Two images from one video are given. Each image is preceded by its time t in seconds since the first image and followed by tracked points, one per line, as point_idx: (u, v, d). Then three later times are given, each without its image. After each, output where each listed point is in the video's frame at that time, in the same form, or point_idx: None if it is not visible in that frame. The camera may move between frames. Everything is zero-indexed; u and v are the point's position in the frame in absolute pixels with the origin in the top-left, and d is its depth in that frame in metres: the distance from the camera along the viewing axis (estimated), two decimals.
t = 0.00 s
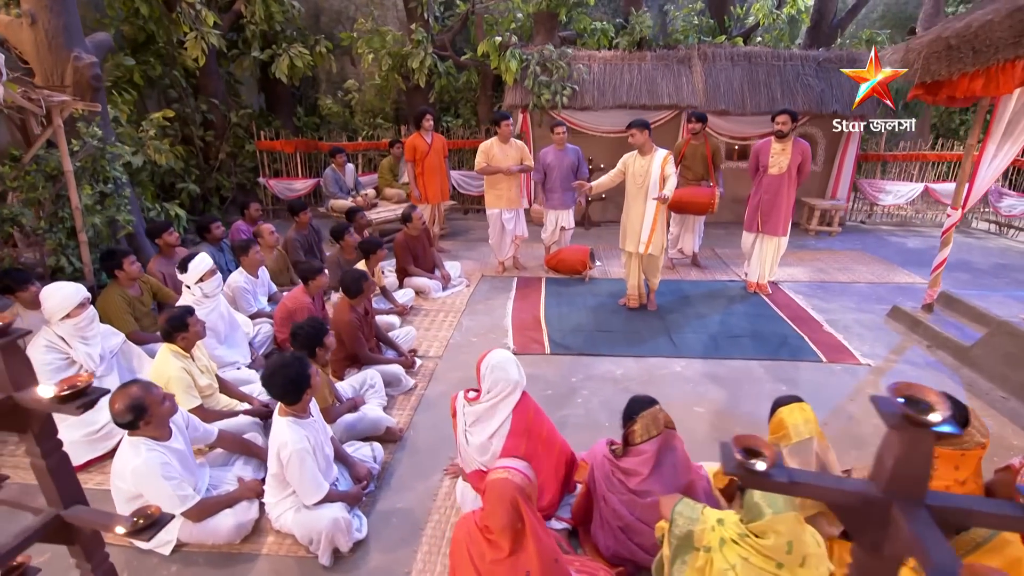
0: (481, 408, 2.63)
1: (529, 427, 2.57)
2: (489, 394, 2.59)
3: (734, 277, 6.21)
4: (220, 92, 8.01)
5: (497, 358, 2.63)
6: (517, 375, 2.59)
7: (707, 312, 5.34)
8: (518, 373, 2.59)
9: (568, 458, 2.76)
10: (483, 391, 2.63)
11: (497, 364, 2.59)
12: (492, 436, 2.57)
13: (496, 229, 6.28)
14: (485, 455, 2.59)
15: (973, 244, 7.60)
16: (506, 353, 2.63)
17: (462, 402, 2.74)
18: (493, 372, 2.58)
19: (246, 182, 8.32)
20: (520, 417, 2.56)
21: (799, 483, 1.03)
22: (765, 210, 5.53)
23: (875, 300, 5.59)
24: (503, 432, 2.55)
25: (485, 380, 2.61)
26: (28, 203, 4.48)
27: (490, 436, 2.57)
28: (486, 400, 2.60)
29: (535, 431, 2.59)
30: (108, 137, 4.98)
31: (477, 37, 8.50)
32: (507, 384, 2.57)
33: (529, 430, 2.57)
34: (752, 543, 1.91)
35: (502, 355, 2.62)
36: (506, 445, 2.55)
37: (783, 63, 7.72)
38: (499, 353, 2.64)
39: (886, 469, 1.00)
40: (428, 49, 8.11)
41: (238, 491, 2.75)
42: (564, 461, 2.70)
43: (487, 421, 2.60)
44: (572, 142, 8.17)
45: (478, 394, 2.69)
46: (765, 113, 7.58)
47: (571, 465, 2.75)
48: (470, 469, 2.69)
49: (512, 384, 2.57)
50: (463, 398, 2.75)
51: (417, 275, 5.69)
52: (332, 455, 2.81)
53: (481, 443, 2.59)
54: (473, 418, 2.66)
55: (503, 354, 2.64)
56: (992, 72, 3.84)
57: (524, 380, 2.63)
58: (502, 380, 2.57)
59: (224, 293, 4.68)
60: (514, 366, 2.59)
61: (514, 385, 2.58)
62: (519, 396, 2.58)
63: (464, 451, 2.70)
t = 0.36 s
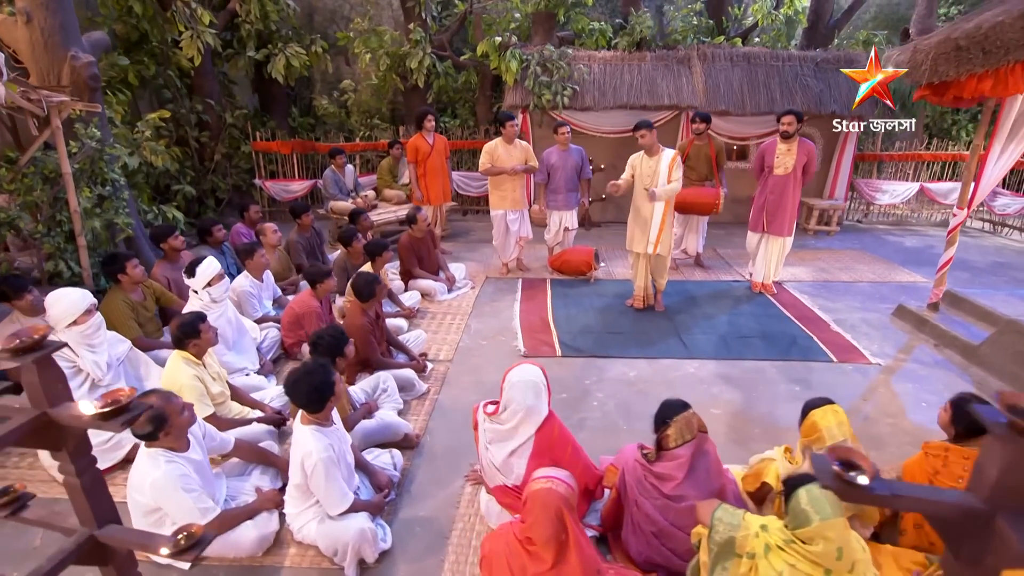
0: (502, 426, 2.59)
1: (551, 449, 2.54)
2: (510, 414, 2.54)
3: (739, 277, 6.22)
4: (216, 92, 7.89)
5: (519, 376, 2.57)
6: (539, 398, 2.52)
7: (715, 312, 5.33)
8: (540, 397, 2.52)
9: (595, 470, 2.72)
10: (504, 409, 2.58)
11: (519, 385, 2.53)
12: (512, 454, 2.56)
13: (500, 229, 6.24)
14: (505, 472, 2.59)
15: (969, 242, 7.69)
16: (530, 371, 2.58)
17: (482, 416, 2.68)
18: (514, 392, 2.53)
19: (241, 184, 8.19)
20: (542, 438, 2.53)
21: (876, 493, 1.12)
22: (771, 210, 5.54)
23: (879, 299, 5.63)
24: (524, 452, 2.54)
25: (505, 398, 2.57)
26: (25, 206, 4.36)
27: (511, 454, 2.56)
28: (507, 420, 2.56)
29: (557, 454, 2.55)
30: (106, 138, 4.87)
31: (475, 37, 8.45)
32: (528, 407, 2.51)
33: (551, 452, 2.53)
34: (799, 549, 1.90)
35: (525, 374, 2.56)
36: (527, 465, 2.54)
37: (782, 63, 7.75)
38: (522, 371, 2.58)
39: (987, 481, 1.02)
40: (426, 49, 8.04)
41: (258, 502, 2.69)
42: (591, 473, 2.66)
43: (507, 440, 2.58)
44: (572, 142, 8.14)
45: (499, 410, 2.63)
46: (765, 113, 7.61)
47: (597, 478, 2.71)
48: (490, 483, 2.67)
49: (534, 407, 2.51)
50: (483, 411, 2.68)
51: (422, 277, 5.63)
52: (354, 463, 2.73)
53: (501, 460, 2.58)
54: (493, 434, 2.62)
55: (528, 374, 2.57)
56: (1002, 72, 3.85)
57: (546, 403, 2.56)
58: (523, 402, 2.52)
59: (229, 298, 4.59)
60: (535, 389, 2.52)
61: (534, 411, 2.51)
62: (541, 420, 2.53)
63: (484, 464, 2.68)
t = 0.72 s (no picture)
0: (529, 432, 2.55)
1: (580, 457, 2.50)
2: (536, 421, 2.50)
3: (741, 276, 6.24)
4: (207, 92, 7.74)
5: (545, 383, 2.52)
6: (565, 406, 2.47)
7: (720, 312, 5.34)
8: (566, 406, 2.47)
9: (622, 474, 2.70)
10: (531, 415, 2.54)
11: (544, 393, 2.47)
12: (539, 461, 2.52)
13: (502, 230, 6.19)
14: (531, 477, 2.56)
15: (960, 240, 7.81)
16: (556, 379, 2.52)
17: (509, 419, 2.65)
18: (539, 401, 2.49)
19: (234, 186, 8.05)
20: (570, 446, 2.49)
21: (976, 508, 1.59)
22: (774, 210, 5.56)
23: (880, 298, 5.68)
24: (552, 458, 2.51)
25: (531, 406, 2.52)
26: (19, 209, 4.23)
27: (537, 461, 2.53)
28: (534, 428, 2.52)
29: (586, 461, 2.50)
30: (101, 139, 4.74)
31: (470, 37, 8.40)
32: (554, 415, 2.47)
33: (580, 460, 2.49)
34: (843, 552, 1.90)
35: (551, 381, 2.51)
36: (555, 472, 2.51)
37: (777, 64, 7.81)
38: (548, 378, 2.53)
39: None
40: (422, 48, 7.96)
41: (277, 514, 2.63)
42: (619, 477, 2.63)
43: (534, 447, 2.54)
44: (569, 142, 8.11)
45: (527, 416, 2.59)
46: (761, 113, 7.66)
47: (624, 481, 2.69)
48: (517, 488, 2.64)
49: (560, 416, 2.47)
50: (510, 415, 2.66)
51: (425, 279, 5.57)
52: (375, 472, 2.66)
53: (528, 465, 2.56)
54: (519, 439, 2.58)
55: (553, 382, 2.51)
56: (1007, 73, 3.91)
57: (572, 411, 2.51)
58: (549, 410, 2.47)
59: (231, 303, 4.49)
60: (561, 398, 2.47)
61: (559, 420, 2.47)
62: (568, 428, 2.49)
63: (511, 469, 2.65)
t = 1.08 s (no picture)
0: (553, 432, 2.52)
1: (605, 453, 2.46)
2: (559, 420, 2.47)
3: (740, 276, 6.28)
4: (197, 92, 7.60)
5: (567, 382, 2.49)
6: (587, 404, 2.44)
7: (723, 312, 5.37)
8: (588, 404, 2.44)
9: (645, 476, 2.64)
10: (555, 414, 2.51)
11: (565, 393, 2.45)
12: (565, 458, 2.49)
13: (503, 231, 6.14)
14: (557, 475, 2.52)
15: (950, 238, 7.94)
16: (578, 377, 2.50)
17: (533, 418, 2.61)
18: (560, 400, 2.46)
19: (225, 187, 7.87)
20: (595, 445, 2.47)
21: None
22: (774, 209, 5.60)
23: (877, 295, 5.75)
24: (577, 455, 2.47)
25: (553, 405, 2.49)
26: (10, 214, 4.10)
27: (562, 460, 2.50)
28: (558, 427, 2.49)
29: (611, 457, 2.46)
30: (94, 140, 4.61)
31: (464, 37, 8.34)
32: (576, 413, 2.44)
33: (605, 459, 2.47)
34: (884, 553, 1.93)
35: (572, 381, 2.49)
36: (581, 471, 2.48)
37: (770, 64, 7.88)
38: (569, 377, 2.51)
39: None
40: (416, 48, 7.89)
41: (297, 525, 2.57)
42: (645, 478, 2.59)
43: (558, 445, 2.51)
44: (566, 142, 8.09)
45: (551, 415, 2.55)
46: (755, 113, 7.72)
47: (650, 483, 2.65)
48: (541, 488, 2.60)
49: (582, 413, 2.44)
50: (534, 414, 2.63)
51: (427, 281, 5.51)
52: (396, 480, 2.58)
53: (554, 462, 2.52)
54: (543, 438, 2.55)
55: (575, 379, 2.49)
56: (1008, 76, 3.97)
57: (595, 409, 2.48)
58: (571, 409, 2.44)
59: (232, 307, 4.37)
60: (583, 395, 2.44)
61: (583, 418, 2.44)
62: (590, 425, 2.46)
63: (535, 469, 2.61)
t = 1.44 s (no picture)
0: (576, 431, 2.48)
1: (628, 451, 2.42)
2: (582, 420, 2.43)
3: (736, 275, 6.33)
4: (184, 92, 7.43)
5: (589, 381, 2.44)
6: (610, 403, 2.39)
7: (723, 311, 5.41)
8: (612, 402, 2.40)
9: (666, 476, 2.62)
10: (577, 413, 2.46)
11: (588, 390, 2.40)
12: (589, 457, 2.45)
13: (502, 232, 6.11)
14: (581, 474, 2.48)
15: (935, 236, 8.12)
16: (600, 375, 2.45)
17: (556, 418, 2.58)
18: (582, 399, 2.41)
19: (213, 189, 7.73)
20: (619, 444, 2.43)
21: None
22: (771, 209, 5.67)
23: (871, 293, 5.84)
24: (601, 454, 2.44)
25: (576, 404, 2.44)
26: None
27: (586, 459, 2.46)
28: (581, 426, 2.45)
29: (635, 456, 2.43)
30: (83, 142, 4.47)
31: (456, 37, 8.29)
32: (599, 412, 2.39)
33: (629, 459, 2.43)
34: (917, 550, 1.96)
35: (594, 379, 2.43)
36: (605, 471, 2.45)
37: (760, 66, 7.97)
38: (591, 375, 2.45)
39: None
40: (408, 48, 7.81)
41: (315, 535, 2.50)
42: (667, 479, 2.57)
43: (582, 445, 2.46)
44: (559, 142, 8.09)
45: (574, 414, 2.52)
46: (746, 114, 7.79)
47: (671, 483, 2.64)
48: (564, 488, 2.57)
49: (604, 412, 2.39)
50: (557, 413, 2.58)
51: (427, 284, 5.45)
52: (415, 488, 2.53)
53: (578, 462, 2.48)
54: (566, 438, 2.51)
55: (598, 377, 2.44)
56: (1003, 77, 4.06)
57: (618, 408, 2.43)
58: (594, 408, 2.39)
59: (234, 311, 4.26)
60: (607, 393, 2.40)
61: (606, 417, 2.40)
62: (613, 424, 2.41)
63: (558, 469, 2.58)
